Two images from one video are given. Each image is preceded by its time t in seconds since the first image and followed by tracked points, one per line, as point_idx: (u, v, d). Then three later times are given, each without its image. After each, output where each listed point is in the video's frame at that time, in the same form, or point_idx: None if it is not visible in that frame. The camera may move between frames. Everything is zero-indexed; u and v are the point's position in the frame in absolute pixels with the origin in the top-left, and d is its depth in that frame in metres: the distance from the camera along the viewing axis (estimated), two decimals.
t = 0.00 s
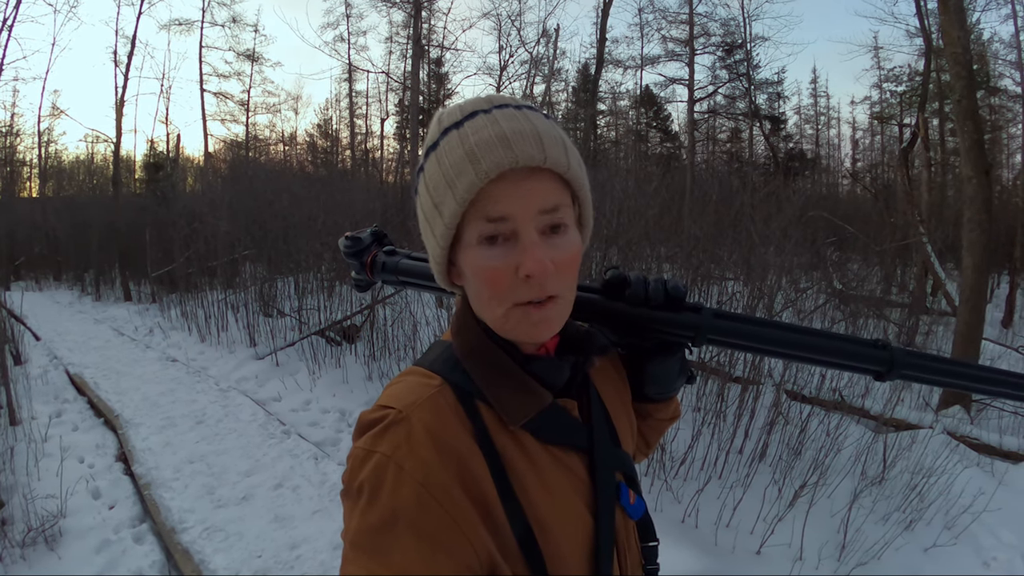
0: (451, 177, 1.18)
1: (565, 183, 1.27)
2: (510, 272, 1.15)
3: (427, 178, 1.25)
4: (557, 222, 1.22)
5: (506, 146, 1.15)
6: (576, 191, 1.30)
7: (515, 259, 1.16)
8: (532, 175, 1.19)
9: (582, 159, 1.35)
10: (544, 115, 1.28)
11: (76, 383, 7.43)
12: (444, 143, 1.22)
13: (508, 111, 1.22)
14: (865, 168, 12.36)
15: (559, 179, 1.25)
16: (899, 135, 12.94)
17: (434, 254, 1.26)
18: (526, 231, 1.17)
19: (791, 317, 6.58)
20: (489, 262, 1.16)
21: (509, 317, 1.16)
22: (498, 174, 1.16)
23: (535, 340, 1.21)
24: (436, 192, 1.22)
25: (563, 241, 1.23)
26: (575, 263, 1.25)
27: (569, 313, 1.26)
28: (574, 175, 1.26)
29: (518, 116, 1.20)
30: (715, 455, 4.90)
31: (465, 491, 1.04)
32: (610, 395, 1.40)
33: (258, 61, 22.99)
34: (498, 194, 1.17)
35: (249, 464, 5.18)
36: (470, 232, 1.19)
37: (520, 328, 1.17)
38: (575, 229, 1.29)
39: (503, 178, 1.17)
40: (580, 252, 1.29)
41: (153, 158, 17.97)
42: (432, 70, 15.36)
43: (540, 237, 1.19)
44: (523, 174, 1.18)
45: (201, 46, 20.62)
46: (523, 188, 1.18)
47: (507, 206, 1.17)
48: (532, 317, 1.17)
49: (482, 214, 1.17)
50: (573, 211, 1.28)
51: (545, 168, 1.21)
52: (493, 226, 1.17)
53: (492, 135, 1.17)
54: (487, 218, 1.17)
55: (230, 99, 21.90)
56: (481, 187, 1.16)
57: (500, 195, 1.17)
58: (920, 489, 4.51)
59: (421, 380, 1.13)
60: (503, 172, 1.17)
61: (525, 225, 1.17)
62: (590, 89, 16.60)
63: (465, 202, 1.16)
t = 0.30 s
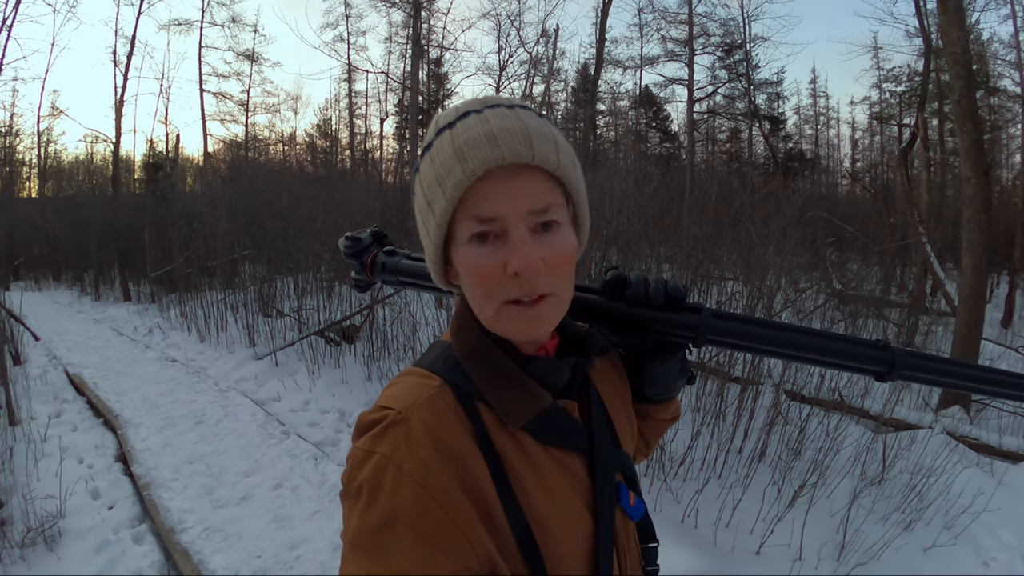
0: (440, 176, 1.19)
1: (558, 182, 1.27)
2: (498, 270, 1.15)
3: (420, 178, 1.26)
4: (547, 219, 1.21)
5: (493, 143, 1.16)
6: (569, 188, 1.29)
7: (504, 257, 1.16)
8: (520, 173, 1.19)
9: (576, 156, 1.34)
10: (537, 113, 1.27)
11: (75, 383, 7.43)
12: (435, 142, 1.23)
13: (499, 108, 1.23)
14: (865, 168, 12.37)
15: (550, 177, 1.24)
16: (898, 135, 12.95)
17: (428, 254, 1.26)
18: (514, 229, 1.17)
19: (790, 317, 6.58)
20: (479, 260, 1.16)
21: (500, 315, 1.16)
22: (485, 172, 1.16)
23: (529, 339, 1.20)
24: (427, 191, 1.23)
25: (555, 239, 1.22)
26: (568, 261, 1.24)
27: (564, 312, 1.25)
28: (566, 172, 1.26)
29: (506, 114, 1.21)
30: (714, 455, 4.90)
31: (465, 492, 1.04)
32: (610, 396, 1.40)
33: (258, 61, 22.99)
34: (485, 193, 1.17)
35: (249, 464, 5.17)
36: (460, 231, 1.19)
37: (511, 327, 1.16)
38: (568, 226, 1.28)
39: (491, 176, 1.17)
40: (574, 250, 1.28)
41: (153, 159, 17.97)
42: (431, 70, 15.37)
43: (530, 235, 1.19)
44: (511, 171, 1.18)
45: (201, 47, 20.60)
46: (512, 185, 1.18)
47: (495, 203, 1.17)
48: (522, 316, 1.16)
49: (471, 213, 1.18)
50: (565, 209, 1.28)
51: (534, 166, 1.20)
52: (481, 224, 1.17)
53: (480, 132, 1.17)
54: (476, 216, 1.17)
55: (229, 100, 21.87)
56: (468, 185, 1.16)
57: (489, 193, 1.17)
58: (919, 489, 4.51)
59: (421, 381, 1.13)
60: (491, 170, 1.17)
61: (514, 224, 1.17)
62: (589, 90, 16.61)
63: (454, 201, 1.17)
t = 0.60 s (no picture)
0: (449, 183, 1.18)
1: (566, 189, 1.27)
2: (508, 279, 1.15)
3: (426, 183, 1.25)
4: (555, 228, 1.22)
5: (505, 152, 1.15)
6: (576, 196, 1.29)
7: (513, 266, 1.16)
8: (531, 182, 1.19)
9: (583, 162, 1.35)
10: (545, 119, 1.27)
11: (75, 383, 7.43)
12: (444, 149, 1.22)
13: (508, 114, 1.23)
14: (864, 168, 12.36)
15: (558, 186, 1.24)
16: (898, 136, 12.95)
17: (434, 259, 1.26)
18: (525, 240, 1.17)
19: (790, 317, 6.59)
20: (487, 267, 1.16)
21: (507, 323, 1.16)
22: (496, 181, 1.16)
23: (534, 345, 1.20)
24: (435, 196, 1.22)
25: (563, 247, 1.22)
26: (574, 269, 1.24)
27: (568, 318, 1.25)
28: (574, 181, 1.26)
29: (517, 122, 1.20)
30: (714, 455, 4.90)
31: (465, 493, 1.04)
32: (611, 397, 1.40)
33: (257, 61, 22.98)
34: (496, 202, 1.17)
35: (248, 464, 5.17)
36: (468, 239, 1.19)
37: (519, 335, 1.16)
38: (574, 234, 1.28)
39: (503, 185, 1.17)
40: (580, 258, 1.28)
41: (152, 159, 17.97)
42: (431, 71, 15.36)
43: (540, 244, 1.19)
44: (523, 181, 1.18)
45: (201, 47, 20.60)
46: (523, 195, 1.18)
47: (507, 213, 1.16)
48: (529, 324, 1.16)
49: (481, 221, 1.17)
50: (573, 218, 1.28)
51: (544, 174, 1.20)
52: (491, 234, 1.17)
53: (491, 140, 1.17)
54: (486, 225, 1.17)
55: (228, 100, 21.84)
56: (479, 194, 1.16)
57: (499, 202, 1.17)
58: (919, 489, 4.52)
59: (421, 382, 1.13)
60: (502, 180, 1.17)
61: (525, 233, 1.17)
62: (588, 90, 16.62)
63: (464, 209, 1.17)
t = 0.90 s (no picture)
0: (454, 181, 1.18)
1: (572, 190, 1.27)
2: (511, 279, 1.15)
3: (431, 181, 1.25)
4: (560, 229, 1.22)
5: (512, 152, 1.15)
6: (581, 196, 1.29)
7: (517, 266, 1.15)
8: (537, 182, 1.19)
9: (588, 163, 1.35)
10: (551, 119, 1.27)
11: (74, 383, 7.43)
12: (450, 146, 1.21)
13: (514, 113, 1.23)
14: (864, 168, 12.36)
15: (564, 186, 1.24)
16: (897, 136, 12.95)
17: (437, 257, 1.25)
18: (528, 239, 1.17)
19: (789, 317, 6.59)
20: (491, 267, 1.16)
21: (509, 322, 1.16)
22: (502, 180, 1.16)
23: (536, 345, 1.20)
24: (439, 194, 1.22)
25: (567, 248, 1.22)
26: (578, 270, 1.24)
27: (571, 319, 1.25)
28: (580, 182, 1.26)
29: (525, 122, 1.20)
30: (713, 455, 4.90)
31: (466, 492, 1.04)
32: (611, 396, 1.40)
33: (256, 61, 22.95)
34: (502, 202, 1.17)
35: (248, 464, 5.17)
36: (472, 237, 1.19)
37: (520, 334, 1.16)
38: (578, 235, 1.28)
39: (508, 186, 1.17)
40: (583, 259, 1.28)
41: (151, 159, 17.96)
42: (430, 71, 15.36)
43: (544, 244, 1.19)
44: (529, 180, 1.18)
45: (199, 47, 20.58)
46: (529, 194, 1.18)
47: (512, 213, 1.16)
48: (532, 323, 1.16)
49: (485, 221, 1.17)
50: (577, 218, 1.28)
51: (550, 175, 1.21)
52: (495, 233, 1.17)
53: (497, 139, 1.16)
54: (491, 224, 1.16)
55: (227, 100, 21.82)
56: (484, 193, 1.16)
57: (504, 201, 1.17)
58: (919, 488, 4.52)
59: (422, 381, 1.13)
60: (508, 179, 1.17)
61: (529, 233, 1.17)
62: (587, 89, 16.60)
63: (469, 208, 1.16)
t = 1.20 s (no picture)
0: (456, 180, 1.18)
1: (572, 188, 1.27)
2: (513, 278, 1.15)
3: (432, 180, 1.25)
4: (562, 227, 1.22)
5: (513, 150, 1.16)
6: (581, 195, 1.30)
7: (519, 264, 1.15)
8: (538, 180, 1.19)
9: (589, 162, 1.35)
10: (552, 118, 1.27)
11: (74, 384, 7.42)
12: (452, 145, 1.21)
13: (515, 113, 1.23)
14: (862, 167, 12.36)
15: (564, 185, 1.25)
16: (896, 136, 12.97)
17: (439, 257, 1.26)
18: (530, 237, 1.17)
19: (788, 317, 6.60)
20: (493, 265, 1.16)
21: (511, 320, 1.16)
22: (504, 179, 1.16)
23: (537, 343, 1.20)
24: (441, 193, 1.22)
25: (569, 246, 1.22)
26: (579, 269, 1.24)
27: (573, 317, 1.25)
28: (581, 180, 1.26)
29: (525, 121, 1.20)
30: (713, 455, 4.90)
31: (468, 492, 1.04)
32: (612, 396, 1.40)
33: (255, 61, 22.95)
34: (504, 201, 1.17)
35: (247, 465, 5.17)
36: (474, 237, 1.19)
37: (522, 333, 1.16)
38: (580, 234, 1.28)
39: (509, 184, 1.17)
40: (585, 258, 1.28)
41: (150, 159, 17.95)
42: (429, 71, 15.36)
43: (546, 242, 1.19)
44: (530, 179, 1.18)
45: (198, 47, 20.56)
46: (531, 193, 1.18)
47: (514, 212, 1.16)
48: (533, 321, 1.16)
49: (486, 219, 1.17)
50: (578, 217, 1.28)
51: (551, 173, 1.21)
52: (497, 231, 1.17)
53: (498, 138, 1.17)
54: (492, 223, 1.17)
55: (226, 100, 21.81)
56: (486, 192, 1.16)
57: (506, 199, 1.17)
58: (919, 488, 4.52)
59: (424, 381, 1.13)
60: (508, 177, 1.17)
61: (531, 231, 1.17)
62: (586, 89, 16.60)
63: (470, 207, 1.16)
